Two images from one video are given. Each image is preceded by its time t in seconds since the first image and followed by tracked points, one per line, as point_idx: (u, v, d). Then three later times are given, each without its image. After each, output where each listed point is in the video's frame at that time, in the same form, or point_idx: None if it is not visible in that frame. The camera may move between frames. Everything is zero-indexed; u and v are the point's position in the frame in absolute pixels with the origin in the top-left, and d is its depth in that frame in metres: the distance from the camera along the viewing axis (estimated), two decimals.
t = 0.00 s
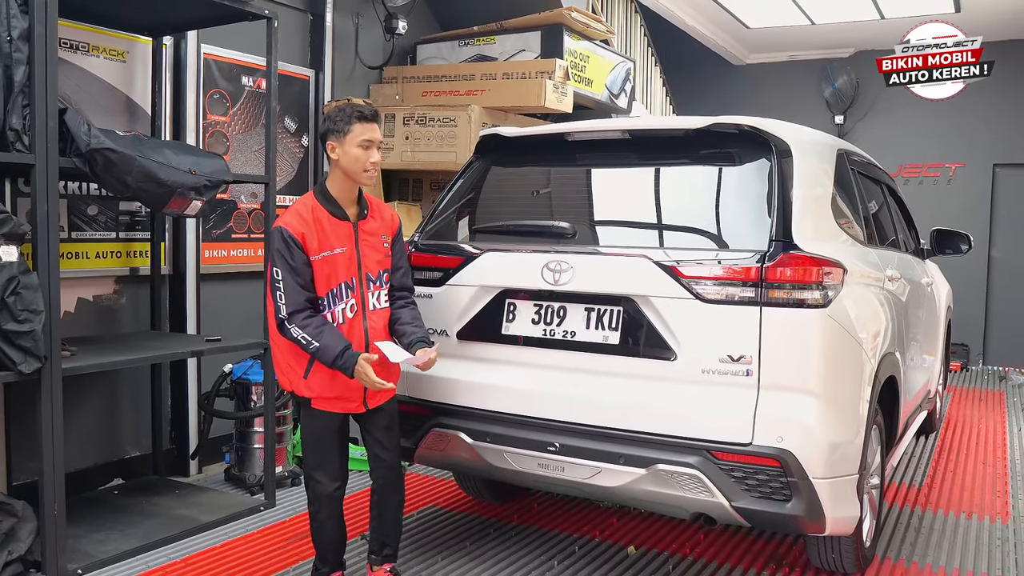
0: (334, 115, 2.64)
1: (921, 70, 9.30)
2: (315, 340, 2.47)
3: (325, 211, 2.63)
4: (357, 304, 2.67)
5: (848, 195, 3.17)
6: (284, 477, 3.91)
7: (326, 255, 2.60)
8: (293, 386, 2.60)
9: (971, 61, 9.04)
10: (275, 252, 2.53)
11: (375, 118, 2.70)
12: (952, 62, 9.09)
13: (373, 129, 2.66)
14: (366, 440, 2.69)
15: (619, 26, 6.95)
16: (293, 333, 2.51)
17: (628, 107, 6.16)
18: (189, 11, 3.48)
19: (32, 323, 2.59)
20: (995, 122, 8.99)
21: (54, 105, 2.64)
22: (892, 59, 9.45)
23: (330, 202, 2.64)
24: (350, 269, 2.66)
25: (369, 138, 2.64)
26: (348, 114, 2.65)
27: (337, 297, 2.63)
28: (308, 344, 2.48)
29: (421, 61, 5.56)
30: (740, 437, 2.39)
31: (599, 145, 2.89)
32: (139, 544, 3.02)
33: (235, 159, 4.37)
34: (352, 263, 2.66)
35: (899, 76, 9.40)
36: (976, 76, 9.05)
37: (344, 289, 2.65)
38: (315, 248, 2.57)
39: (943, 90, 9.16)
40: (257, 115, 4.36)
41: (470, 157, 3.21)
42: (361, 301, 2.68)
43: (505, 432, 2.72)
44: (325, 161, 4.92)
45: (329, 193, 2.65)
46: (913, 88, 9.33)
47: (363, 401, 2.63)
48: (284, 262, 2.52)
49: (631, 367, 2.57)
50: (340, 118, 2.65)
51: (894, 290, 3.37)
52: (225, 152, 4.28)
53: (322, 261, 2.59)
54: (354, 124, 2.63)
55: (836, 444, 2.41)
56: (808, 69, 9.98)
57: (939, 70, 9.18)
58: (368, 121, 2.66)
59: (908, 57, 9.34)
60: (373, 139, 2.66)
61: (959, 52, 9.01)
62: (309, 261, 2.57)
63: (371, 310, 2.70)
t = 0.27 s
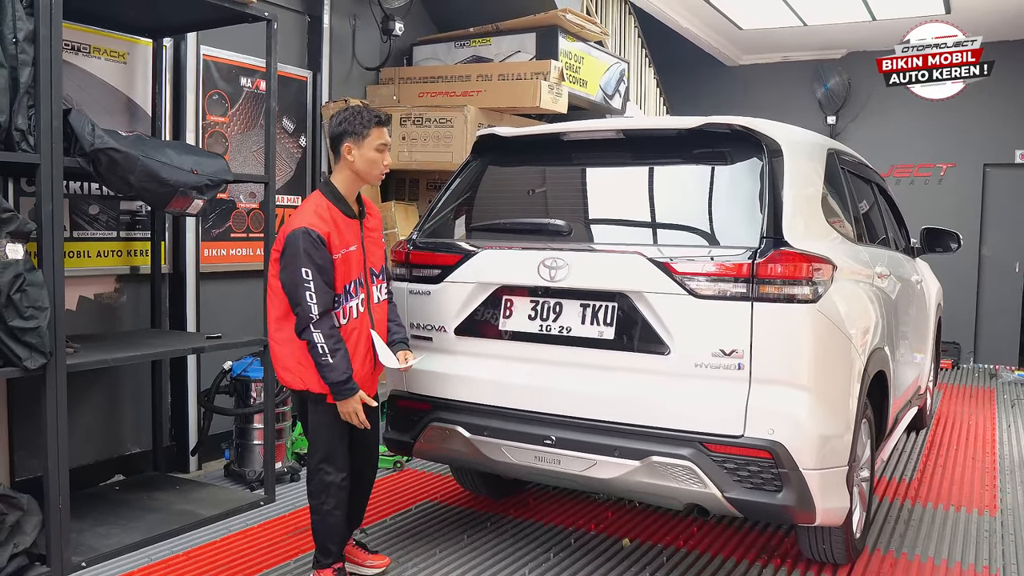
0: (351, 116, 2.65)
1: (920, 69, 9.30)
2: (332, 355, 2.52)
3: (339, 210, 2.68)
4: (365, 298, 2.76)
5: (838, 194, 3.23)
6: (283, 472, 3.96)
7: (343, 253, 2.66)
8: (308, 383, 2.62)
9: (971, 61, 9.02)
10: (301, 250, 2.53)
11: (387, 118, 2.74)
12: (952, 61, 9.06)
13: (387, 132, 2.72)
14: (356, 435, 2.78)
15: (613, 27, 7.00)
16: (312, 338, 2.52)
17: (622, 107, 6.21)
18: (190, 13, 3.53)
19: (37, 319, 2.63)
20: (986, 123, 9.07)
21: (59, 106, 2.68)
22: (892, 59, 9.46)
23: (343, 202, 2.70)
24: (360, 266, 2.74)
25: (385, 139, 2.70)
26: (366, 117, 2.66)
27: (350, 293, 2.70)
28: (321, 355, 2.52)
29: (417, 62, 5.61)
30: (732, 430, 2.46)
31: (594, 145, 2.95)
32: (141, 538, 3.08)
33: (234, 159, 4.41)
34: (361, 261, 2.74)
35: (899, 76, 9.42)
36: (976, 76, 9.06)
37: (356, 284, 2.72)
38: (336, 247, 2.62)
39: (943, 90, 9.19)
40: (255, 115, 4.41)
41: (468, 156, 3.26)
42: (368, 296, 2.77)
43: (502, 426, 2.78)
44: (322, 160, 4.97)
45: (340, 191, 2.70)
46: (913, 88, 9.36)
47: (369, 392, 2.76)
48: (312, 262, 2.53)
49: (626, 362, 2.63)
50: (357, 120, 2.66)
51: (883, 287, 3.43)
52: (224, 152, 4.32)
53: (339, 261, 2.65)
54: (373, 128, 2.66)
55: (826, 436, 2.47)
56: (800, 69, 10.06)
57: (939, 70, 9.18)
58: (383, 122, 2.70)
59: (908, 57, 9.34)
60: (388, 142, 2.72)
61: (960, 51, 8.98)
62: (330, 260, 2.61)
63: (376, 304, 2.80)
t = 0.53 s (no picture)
0: (358, 119, 2.77)
1: (921, 70, 9.16)
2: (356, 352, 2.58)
3: (353, 210, 2.77)
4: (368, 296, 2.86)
5: (828, 192, 3.30)
6: (282, 467, 4.02)
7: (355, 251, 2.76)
8: (320, 374, 2.69)
9: (971, 61, 9.00)
10: (329, 247, 2.60)
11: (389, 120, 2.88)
12: (952, 61, 8.96)
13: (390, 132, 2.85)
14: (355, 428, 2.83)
15: (607, 27, 7.06)
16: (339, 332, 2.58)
17: (617, 107, 6.27)
18: (191, 14, 3.58)
19: (43, 315, 2.68)
20: (977, 122, 9.16)
21: (63, 105, 2.74)
22: (892, 59, 9.42)
23: (357, 202, 2.80)
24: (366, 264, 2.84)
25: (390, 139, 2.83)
26: (371, 120, 2.78)
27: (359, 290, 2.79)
28: (349, 348, 2.58)
29: (414, 62, 5.66)
30: (723, 423, 2.52)
31: (588, 144, 3.01)
32: (143, 531, 3.14)
33: (233, 158, 4.46)
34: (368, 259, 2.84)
35: (899, 76, 9.37)
36: (976, 76, 9.08)
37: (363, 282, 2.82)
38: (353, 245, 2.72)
39: (942, 90, 9.15)
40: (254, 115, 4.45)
41: (465, 156, 3.32)
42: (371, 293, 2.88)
43: (499, 419, 2.84)
44: (320, 159, 5.02)
45: (352, 191, 2.80)
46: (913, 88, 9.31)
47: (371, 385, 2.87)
48: (339, 259, 2.61)
49: (620, 356, 2.69)
50: (363, 124, 2.77)
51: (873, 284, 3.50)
52: (223, 151, 4.37)
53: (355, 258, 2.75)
54: (380, 128, 2.79)
55: (816, 429, 2.54)
56: (794, 69, 10.13)
57: (939, 70, 9.05)
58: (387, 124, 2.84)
59: (908, 57, 9.23)
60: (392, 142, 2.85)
61: (960, 52, 8.93)
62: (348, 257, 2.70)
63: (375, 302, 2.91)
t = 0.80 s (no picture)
0: (344, 119, 2.83)
1: (922, 69, 8.25)
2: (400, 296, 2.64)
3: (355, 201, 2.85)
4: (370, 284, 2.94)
5: (821, 192, 3.34)
6: (282, 464, 4.06)
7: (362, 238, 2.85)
8: (332, 361, 2.75)
9: (970, 61, 8.50)
10: (342, 230, 2.69)
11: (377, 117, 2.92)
12: (952, 62, 8.31)
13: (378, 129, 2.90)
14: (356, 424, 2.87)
15: (603, 27, 7.11)
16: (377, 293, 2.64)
17: (613, 107, 6.31)
18: (192, 14, 3.61)
19: (47, 313, 2.72)
20: (970, 123, 9.22)
21: (68, 105, 2.77)
22: (892, 59, 8.80)
23: (352, 197, 2.87)
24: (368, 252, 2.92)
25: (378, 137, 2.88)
26: (358, 118, 2.84)
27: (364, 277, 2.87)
28: (394, 299, 2.64)
29: (411, 62, 5.70)
30: (718, 419, 2.56)
31: (586, 144, 3.05)
32: (145, 527, 3.18)
33: (232, 157, 4.49)
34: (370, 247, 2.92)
35: (899, 76, 8.52)
36: (975, 76, 8.84)
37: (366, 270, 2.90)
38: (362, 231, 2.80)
39: (942, 90, 8.38)
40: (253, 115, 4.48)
41: (463, 155, 3.35)
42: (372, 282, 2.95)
43: (497, 416, 2.88)
44: (318, 159, 5.05)
45: (345, 185, 2.87)
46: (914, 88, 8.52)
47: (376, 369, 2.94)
48: (353, 239, 2.70)
49: (617, 353, 2.73)
50: (349, 122, 2.84)
51: (866, 283, 3.55)
52: (223, 150, 4.40)
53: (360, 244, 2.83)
54: (366, 125, 2.84)
55: (809, 425, 2.58)
56: (788, 70, 10.19)
57: (940, 70, 8.27)
58: (375, 121, 2.89)
59: (908, 56, 8.33)
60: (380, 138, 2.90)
61: (960, 52, 8.33)
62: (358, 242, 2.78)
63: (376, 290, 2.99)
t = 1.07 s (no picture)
0: (345, 124, 2.87)
1: (921, 69, 7.37)
2: (418, 273, 2.65)
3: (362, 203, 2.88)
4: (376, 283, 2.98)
5: (821, 192, 3.37)
6: (283, 462, 4.07)
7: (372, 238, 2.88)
8: (342, 359, 2.79)
9: (971, 61, 7.50)
10: (355, 230, 2.71)
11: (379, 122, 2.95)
12: (952, 61, 7.43)
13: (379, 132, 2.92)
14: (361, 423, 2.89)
15: (601, 27, 7.12)
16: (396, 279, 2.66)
17: (611, 106, 6.33)
18: (193, 14, 3.61)
19: (52, 311, 2.72)
20: (964, 123, 9.27)
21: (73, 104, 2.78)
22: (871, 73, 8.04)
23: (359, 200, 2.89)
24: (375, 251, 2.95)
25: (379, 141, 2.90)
26: (359, 123, 2.88)
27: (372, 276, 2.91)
28: (412, 275, 2.66)
29: (410, 61, 5.70)
30: (721, 417, 2.59)
31: (587, 144, 3.06)
32: (149, 525, 3.19)
33: (233, 156, 4.50)
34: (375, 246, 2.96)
35: (898, 76, 7.38)
36: (974, 77, 7.78)
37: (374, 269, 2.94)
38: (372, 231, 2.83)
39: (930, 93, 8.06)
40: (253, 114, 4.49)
41: (465, 155, 3.37)
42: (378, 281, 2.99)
43: (501, 414, 2.90)
44: (318, 158, 5.06)
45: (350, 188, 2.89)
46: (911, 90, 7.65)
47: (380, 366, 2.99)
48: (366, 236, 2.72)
49: (620, 352, 2.75)
50: (350, 127, 2.87)
51: (864, 282, 3.57)
52: (223, 149, 4.40)
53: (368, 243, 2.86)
54: (367, 129, 2.87)
55: (811, 423, 2.60)
56: (783, 69, 10.23)
57: (940, 70, 7.40)
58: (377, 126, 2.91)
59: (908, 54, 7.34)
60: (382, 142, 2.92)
61: (960, 50, 7.42)
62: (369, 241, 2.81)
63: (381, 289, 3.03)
